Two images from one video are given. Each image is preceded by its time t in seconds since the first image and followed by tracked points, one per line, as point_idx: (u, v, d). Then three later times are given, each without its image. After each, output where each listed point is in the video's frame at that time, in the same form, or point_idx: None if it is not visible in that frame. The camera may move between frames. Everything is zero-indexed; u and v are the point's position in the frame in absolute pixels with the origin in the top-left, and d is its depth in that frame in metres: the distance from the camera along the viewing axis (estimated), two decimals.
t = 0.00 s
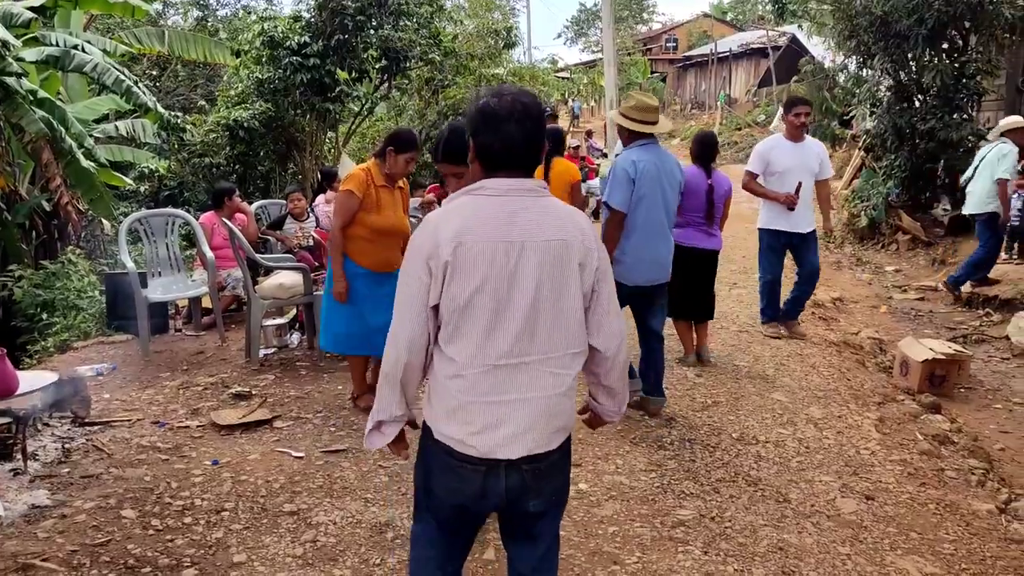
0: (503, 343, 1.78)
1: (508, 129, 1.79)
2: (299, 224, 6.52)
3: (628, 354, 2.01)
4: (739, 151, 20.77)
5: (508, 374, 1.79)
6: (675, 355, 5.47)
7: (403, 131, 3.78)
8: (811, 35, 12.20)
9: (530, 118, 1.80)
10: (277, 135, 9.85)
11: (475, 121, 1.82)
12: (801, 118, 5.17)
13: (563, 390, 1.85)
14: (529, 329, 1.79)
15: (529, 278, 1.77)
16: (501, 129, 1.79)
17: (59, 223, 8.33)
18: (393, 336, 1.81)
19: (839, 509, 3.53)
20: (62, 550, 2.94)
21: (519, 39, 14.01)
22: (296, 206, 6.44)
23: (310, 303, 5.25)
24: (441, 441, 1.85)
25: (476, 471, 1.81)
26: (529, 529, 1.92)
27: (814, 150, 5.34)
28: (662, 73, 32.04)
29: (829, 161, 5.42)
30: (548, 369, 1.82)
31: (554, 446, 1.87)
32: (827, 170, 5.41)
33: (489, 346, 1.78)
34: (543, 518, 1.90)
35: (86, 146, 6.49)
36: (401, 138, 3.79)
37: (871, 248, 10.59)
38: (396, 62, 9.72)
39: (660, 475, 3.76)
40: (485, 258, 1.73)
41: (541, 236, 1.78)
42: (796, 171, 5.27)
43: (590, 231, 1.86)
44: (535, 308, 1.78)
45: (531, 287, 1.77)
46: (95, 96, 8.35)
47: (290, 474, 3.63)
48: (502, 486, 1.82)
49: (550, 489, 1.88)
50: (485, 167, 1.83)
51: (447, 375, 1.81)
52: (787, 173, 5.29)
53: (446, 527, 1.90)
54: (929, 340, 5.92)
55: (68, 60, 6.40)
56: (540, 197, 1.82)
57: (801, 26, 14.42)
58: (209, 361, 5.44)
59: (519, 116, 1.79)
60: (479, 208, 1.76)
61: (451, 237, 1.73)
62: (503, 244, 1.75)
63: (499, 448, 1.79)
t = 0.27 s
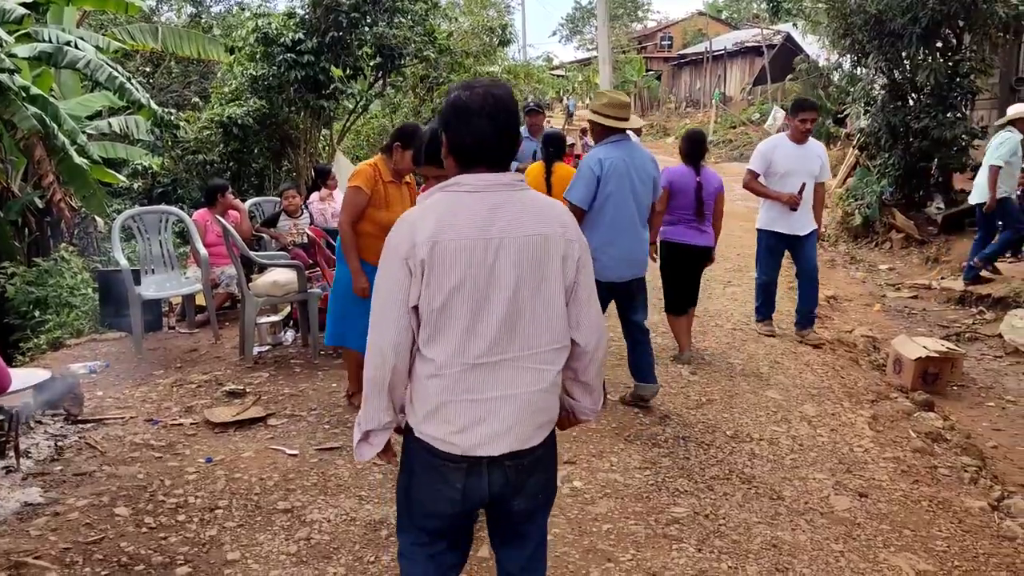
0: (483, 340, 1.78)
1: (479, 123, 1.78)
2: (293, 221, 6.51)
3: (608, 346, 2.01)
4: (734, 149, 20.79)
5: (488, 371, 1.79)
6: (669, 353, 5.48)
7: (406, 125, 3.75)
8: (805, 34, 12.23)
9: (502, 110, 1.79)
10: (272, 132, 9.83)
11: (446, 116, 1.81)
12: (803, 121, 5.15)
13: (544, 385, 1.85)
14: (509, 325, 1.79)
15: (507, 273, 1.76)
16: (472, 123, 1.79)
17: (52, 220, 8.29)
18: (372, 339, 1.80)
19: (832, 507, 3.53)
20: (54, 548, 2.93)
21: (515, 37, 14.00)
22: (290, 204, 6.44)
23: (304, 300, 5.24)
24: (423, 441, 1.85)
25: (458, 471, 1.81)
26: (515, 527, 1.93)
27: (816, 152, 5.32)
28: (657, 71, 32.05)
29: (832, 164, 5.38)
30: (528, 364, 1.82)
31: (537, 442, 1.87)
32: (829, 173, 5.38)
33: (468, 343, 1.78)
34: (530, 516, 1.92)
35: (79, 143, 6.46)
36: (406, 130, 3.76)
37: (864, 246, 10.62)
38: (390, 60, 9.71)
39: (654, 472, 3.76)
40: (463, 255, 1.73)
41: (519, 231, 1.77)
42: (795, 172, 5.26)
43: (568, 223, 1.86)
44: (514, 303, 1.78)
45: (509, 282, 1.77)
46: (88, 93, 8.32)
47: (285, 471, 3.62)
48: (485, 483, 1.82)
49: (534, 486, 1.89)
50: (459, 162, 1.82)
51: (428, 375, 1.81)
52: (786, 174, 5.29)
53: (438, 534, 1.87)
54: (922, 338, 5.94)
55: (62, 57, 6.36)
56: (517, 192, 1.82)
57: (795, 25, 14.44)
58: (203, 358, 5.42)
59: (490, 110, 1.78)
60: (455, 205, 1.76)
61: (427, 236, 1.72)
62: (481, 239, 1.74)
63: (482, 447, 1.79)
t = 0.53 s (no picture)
0: (449, 342, 1.77)
1: (437, 119, 1.79)
2: (286, 219, 6.49)
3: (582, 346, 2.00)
4: (727, 147, 20.82)
5: (456, 373, 1.78)
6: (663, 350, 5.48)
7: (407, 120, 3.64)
8: (799, 31, 12.23)
9: (459, 105, 1.79)
10: (265, 129, 9.80)
11: (405, 115, 1.82)
12: (809, 122, 5.08)
13: (515, 386, 1.85)
14: (475, 325, 1.79)
15: (471, 272, 1.76)
16: (429, 120, 1.79)
17: (44, 217, 8.25)
18: (336, 344, 1.80)
19: (825, 504, 3.54)
20: (47, 546, 2.92)
21: (508, 34, 13.98)
22: (284, 201, 6.41)
23: (298, 298, 5.20)
24: (394, 446, 1.85)
25: (433, 476, 1.80)
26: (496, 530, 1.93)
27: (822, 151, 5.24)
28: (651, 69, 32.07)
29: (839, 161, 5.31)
30: (497, 365, 1.82)
31: (510, 443, 1.86)
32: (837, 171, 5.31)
33: (434, 345, 1.77)
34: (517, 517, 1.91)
35: (70, 139, 6.43)
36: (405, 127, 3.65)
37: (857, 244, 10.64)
38: (384, 57, 9.69)
39: (647, 470, 3.77)
40: (424, 256, 1.73)
41: (481, 229, 1.77)
42: (801, 174, 5.20)
43: (533, 219, 1.86)
44: (480, 303, 1.78)
45: (474, 281, 1.76)
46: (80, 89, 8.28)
47: (277, 469, 3.62)
48: (458, 490, 1.82)
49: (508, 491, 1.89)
50: (418, 161, 1.83)
51: (397, 378, 1.80)
52: (794, 176, 5.22)
53: (416, 538, 1.87)
54: (914, 336, 5.96)
55: (53, 53, 6.29)
56: (479, 189, 1.82)
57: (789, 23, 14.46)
58: (195, 356, 5.41)
59: (448, 106, 1.78)
60: (415, 205, 1.76)
61: (388, 238, 1.73)
62: (443, 239, 1.75)
63: (454, 451, 1.78)
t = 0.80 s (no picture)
0: (439, 346, 1.76)
1: (429, 121, 1.78)
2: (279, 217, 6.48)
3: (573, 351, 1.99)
4: (720, 145, 20.85)
5: (445, 378, 1.77)
6: (656, 348, 5.49)
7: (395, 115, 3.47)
8: (792, 30, 12.25)
9: (452, 108, 1.80)
10: (257, 126, 9.77)
11: (397, 117, 1.82)
12: (804, 121, 5.05)
13: (505, 391, 1.84)
14: (465, 330, 1.78)
15: (461, 277, 1.75)
16: (421, 122, 1.79)
17: (36, 214, 8.21)
18: (322, 349, 1.78)
19: (817, 501, 3.55)
20: (38, 544, 2.91)
21: (502, 32, 13.98)
22: (277, 199, 6.41)
23: (291, 295, 5.21)
24: (385, 450, 1.84)
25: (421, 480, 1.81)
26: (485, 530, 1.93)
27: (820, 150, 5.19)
28: (644, 67, 32.10)
29: (840, 159, 5.25)
30: (487, 370, 1.81)
31: (501, 448, 1.86)
32: (837, 169, 5.26)
33: (423, 350, 1.76)
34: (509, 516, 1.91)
35: (62, 136, 6.39)
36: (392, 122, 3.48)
37: (849, 242, 10.66)
38: (377, 54, 9.68)
39: (640, 468, 3.77)
40: (414, 259, 1.72)
41: (471, 233, 1.77)
42: (798, 176, 5.17)
43: (524, 223, 1.85)
44: (470, 308, 1.77)
45: (463, 286, 1.75)
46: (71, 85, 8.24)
47: (270, 467, 3.61)
48: (447, 493, 1.82)
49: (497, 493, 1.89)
50: (410, 164, 1.82)
51: (386, 383, 1.80)
52: (792, 177, 5.19)
53: (407, 542, 1.87)
54: (906, 334, 5.98)
55: (44, 49, 6.30)
56: (470, 192, 1.82)
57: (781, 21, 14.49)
58: (188, 354, 5.39)
59: (440, 108, 1.78)
60: (405, 209, 1.75)
61: (376, 241, 1.72)
62: (433, 243, 1.74)
63: (444, 456, 1.77)
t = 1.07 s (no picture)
0: (455, 336, 1.77)
1: (459, 116, 1.78)
2: (273, 217, 6.45)
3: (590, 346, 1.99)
4: (713, 146, 20.88)
5: (462, 367, 1.78)
6: (650, 348, 5.50)
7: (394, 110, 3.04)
8: (785, 31, 12.27)
9: (482, 104, 1.78)
10: (250, 125, 9.75)
11: (426, 109, 1.81)
12: (793, 121, 5.06)
13: (520, 382, 1.84)
14: (482, 320, 1.78)
15: (481, 268, 1.76)
16: (451, 116, 1.78)
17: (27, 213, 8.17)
18: (344, 331, 1.81)
19: (810, 500, 3.56)
20: (30, 544, 2.90)
21: (495, 31, 13.98)
22: (270, 198, 6.38)
23: (283, 295, 5.19)
24: (399, 434, 1.86)
25: (435, 463, 1.82)
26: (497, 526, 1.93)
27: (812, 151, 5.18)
28: (638, 67, 32.14)
29: (833, 160, 5.22)
30: (503, 361, 1.81)
31: (513, 438, 1.86)
32: (831, 170, 5.23)
33: (442, 338, 1.77)
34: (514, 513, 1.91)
35: (53, 135, 6.36)
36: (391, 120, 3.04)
37: (842, 242, 10.68)
38: (370, 53, 9.67)
39: (633, 467, 3.78)
40: (434, 250, 1.73)
41: (494, 227, 1.77)
42: (789, 176, 5.17)
43: (547, 219, 1.85)
44: (488, 300, 1.78)
45: (483, 278, 1.76)
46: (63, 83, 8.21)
47: (263, 466, 3.60)
48: (459, 479, 1.83)
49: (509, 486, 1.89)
50: (437, 156, 1.82)
51: (404, 368, 1.81)
52: (783, 178, 5.20)
53: (417, 526, 1.88)
54: (897, 334, 6.00)
55: (36, 47, 6.28)
56: (494, 187, 1.81)
57: (775, 22, 14.51)
58: (181, 352, 5.38)
59: (470, 104, 1.77)
60: (429, 200, 1.76)
61: (399, 230, 1.73)
62: (454, 235, 1.74)
63: (456, 443, 1.79)
